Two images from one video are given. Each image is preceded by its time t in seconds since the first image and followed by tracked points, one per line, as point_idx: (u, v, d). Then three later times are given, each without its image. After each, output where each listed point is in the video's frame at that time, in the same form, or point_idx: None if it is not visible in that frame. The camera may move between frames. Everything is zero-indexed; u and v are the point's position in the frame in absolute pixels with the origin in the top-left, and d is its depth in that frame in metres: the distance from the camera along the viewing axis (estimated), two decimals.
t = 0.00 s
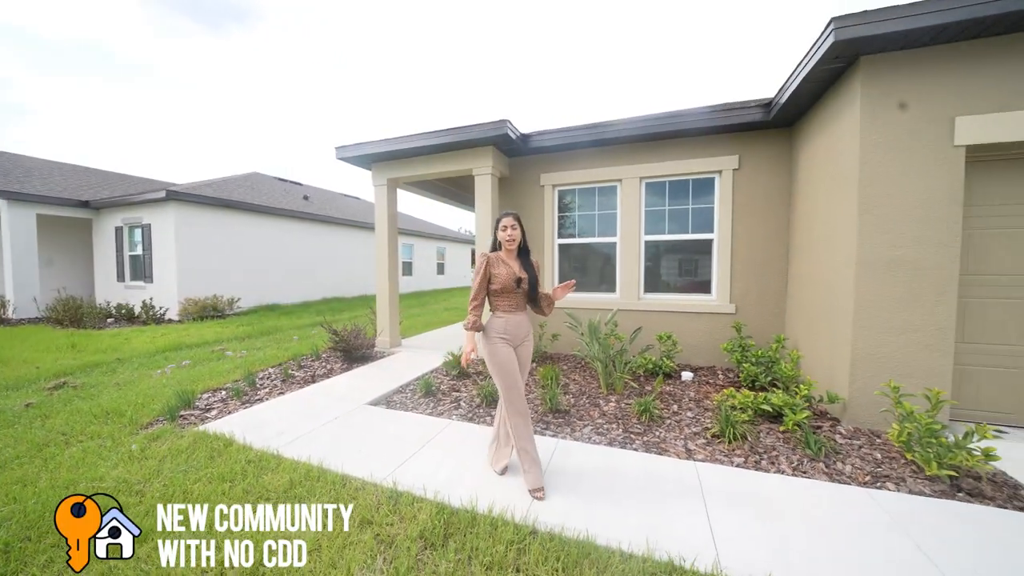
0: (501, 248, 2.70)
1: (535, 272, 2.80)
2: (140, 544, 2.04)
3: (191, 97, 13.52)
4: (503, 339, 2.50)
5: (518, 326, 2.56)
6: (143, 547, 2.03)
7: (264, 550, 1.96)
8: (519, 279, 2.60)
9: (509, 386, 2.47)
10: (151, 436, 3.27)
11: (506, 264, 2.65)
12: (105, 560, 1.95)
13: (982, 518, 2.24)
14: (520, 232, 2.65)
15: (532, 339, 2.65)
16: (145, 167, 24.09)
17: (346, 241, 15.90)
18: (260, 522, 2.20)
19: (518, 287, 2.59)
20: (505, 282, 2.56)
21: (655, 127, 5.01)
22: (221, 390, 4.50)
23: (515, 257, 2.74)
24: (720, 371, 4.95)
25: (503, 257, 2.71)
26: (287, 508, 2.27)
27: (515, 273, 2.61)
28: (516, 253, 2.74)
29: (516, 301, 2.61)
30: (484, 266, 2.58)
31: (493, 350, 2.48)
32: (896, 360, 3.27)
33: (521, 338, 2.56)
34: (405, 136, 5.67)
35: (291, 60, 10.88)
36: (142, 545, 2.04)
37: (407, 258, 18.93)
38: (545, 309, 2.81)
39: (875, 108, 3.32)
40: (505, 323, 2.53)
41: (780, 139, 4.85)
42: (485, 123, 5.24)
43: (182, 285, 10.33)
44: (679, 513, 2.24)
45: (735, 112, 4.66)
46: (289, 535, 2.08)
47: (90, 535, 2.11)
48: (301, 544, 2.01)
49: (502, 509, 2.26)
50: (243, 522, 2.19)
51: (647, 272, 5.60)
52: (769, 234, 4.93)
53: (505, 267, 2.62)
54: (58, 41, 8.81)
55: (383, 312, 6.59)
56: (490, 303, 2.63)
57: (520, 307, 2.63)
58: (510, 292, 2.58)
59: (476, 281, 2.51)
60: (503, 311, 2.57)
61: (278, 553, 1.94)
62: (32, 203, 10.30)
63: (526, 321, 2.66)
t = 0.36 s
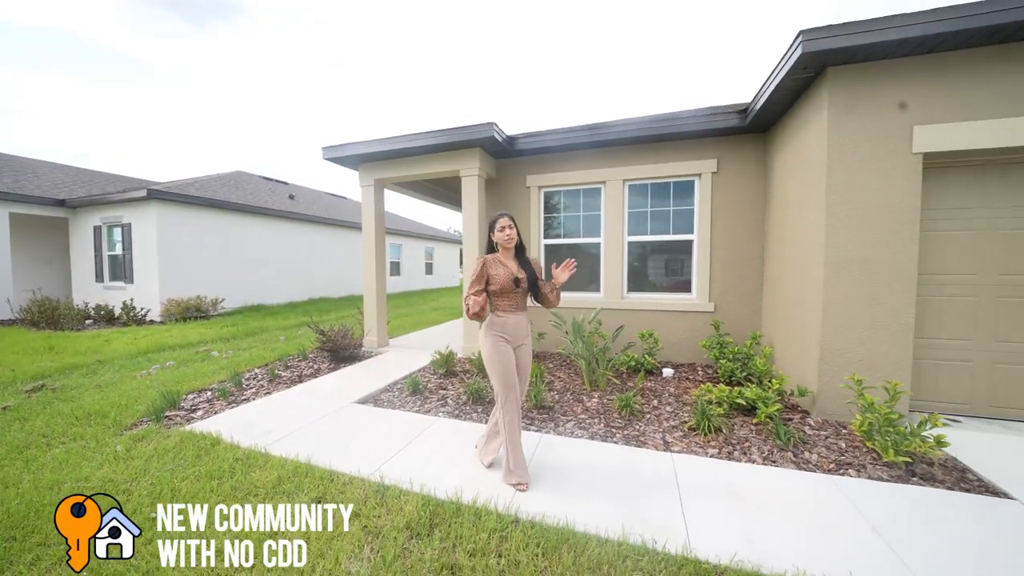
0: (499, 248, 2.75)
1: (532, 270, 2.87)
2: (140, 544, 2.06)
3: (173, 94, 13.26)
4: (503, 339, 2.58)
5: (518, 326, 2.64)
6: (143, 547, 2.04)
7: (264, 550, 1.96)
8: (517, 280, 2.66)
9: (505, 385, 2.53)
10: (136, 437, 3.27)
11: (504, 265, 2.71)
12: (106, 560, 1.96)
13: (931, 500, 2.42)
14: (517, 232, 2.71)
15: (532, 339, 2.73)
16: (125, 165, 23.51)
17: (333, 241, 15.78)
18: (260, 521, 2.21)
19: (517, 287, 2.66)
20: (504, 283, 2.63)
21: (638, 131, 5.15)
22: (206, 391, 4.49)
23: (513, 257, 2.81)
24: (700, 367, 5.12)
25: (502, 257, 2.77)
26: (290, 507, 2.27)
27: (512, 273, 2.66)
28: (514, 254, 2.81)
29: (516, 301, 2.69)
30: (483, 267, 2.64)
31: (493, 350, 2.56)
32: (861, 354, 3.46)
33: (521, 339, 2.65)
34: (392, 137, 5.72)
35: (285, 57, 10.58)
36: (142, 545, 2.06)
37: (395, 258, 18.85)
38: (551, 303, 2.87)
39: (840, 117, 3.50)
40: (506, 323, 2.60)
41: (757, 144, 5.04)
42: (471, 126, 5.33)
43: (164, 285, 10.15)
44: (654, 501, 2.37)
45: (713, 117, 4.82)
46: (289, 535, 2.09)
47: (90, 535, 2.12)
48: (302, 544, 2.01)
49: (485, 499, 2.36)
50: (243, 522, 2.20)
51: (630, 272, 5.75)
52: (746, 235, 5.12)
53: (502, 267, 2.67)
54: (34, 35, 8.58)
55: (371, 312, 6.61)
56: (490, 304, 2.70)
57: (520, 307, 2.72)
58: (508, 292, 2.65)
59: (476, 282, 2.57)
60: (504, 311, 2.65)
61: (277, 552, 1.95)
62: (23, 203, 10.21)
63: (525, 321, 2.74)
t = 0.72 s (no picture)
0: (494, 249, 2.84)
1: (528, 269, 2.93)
2: (140, 544, 2.06)
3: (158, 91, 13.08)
4: (497, 337, 2.68)
5: (512, 325, 2.72)
6: (143, 546, 2.04)
7: (264, 550, 1.97)
8: (509, 279, 2.72)
9: (496, 381, 2.61)
10: (124, 436, 3.30)
11: (498, 265, 2.80)
12: (105, 559, 1.96)
13: (886, 484, 2.60)
14: (512, 233, 2.77)
15: (530, 338, 2.80)
16: (107, 163, 23.03)
17: (322, 241, 15.70)
18: (259, 522, 2.22)
19: (511, 286, 2.73)
20: (496, 283, 2.71)
21: (622, 135, 5.29)
22: (195, 391, 4.50)
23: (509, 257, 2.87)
24: (681, 364, 5.29)
25: (496, 258, 2.85)
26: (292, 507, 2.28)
27: (504, 272, 2.74)
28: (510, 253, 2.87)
29: (510, 300, 2.77)
30: (476, 268, 2.77)
31: (487, 346, 2.66)
32: (829, 350, 3.65)
33: (517, 337, 2.73)
34: (380, 139, 5.78)
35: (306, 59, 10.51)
36: (142, 545, 2.06)
37: (384, 258, 18.81)
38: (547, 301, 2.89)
39: (810, 124, 3.68)
40: (500, 322, 2.70)
41: (735, 149, 5.22)
42: (459, 129, 5.43)
43: (148, 286, 10.02)
44: (631, 489, 2.50)
45: (694, 122, 4.97)
46: (289, 534, 2.10)
47: (90, 535, 2.11)
48: (302, 544, 2.02)
49: (469, 490, 2.47)
50: (243, 522, 2.21)
51: (614, 272, 5.90)
52: (725, 236, 5.30)
53: (495, 267, 2.77)
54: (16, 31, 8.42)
55: (360, 312, 6.65)
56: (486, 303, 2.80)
57: (515, 306, 2.79)
58: (500, 291, 2.73)
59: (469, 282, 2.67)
60: (498, 310, 2.74)
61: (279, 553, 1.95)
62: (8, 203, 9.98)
63: (522, 320, 2.82)
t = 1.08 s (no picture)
0: (495, 249, 2.83)
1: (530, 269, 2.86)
2: (139, 544, 2.05)
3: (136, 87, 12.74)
4: (496, 335, 2.70)
5: (511, 323, 2.70)
6: (144, 545, 2.04)
7: (264, 550, 1.97)
8: (506, 279, 2.69)
9: (490, 378, 2.66)
10: (101, 438, 3.26)
11: (497, 265, 2.77)
12: (105, 560, 1.95)
13: (844, 470, 2.76)
14: (512, 234, 2.73)
15: (531, 334, 2.75)
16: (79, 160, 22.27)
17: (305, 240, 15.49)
18: (259, 521, 2.21)
19: (508, 286, 2.71)
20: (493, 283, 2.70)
21: (603, 138, 5.41)
22: (174, 392, 4.45)
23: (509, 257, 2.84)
24: (660, 361, 5.45)
25: (497, 257, 2.84)
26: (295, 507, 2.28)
27: (501, 272, 2.71)
28: (511, 253, 2.84)
29: (510, 299, 2.74)
30: (475, 269, 2.76)
31: (485, 344, 2.71)
32: (796, 346, 3.83)
33: (517, 335, 2.70)
34: (364, 139, 5.78)
35: (298, 58, 10.50)
36: (141, 545, 2.05)
37: (370, 258, 18.66)
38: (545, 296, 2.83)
39: (778, 131, 3.84)
40: (499, 321, 2.69)
41: (711, 153, 5.40)
42: (443, 130, 5.47)
43: (124, 286, 9.77)
44: (605, 480, 2.61)
45: (672, 126, 5.13)
46: (289, 535, 2.10)
47: (90, 535, 2.11)
48: (303, 544, 2.02)
49: (450, 483, 2.55)
50: (243, 522, 2.21)
51: (596, 271, 6.03)
52: (702, 237, 5.48)
53: (493, 267, 2.74)
54: None
55: (344, 312, 6.63)
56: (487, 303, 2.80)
57: (515, 305, 2.76)
58: (498, 291, 2.71)
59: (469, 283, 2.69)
60: (497, 309, 2.74)
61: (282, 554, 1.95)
62: None
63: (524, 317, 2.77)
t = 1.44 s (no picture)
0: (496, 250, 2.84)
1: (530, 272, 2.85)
2: (140, 543, 2.03)
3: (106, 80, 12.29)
4: (495, 334, 2.69)
5: (511, 323, 2.69)
6: (143, 546, 2.02)
7: (242, 550, 1.96)
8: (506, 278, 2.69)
9: (486, 377, 2.67)
10: (70, 442, 3.16)
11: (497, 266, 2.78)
12: (105, 560, 1.94)
13: (809, 460, 2.91)
14: (512, 235, 2.74)
15: (531, 334, 2.74)
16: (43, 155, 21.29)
17: (286, 240, 15.19)
18: (237, 522, 2.20)
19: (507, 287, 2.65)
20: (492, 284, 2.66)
21: (584, 140, 5.50)
22: (148, 395, 4.33)
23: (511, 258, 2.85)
24: (640, 359, 5.58)
25: (497, 259, 2.85)
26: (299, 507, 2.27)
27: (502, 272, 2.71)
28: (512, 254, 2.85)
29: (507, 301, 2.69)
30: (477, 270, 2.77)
31: (484, 343, 2.72)
32: (767, 343, 3.99)
33: (516, 335, 2.70)
34: (345, 138, 5.73)
35: (286, 57, 10.42)
36: (142, 544, 2.03)
37: (353, 258, 18.44)
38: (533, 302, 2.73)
39: (750, 136, 3.99)
40: (499, 321, 2.68)
41: (689, 156, 5.55)
42: (425, 130, 5.47)
43: (93, 287, 9.41)
44: (583, 474, 2.69)
45: (651, 130, 5.25)
46: (266, 534, 2.09)
47: (90, 535, 2.09)
48: (278, 544, 2.01)
49: (431, 480, 2.58)
50: (240, 521, 2.20)
51: (578, 271, 6.13)
52: (680, 238, 5.63)
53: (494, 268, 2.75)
54: None
55: (326, 312, 6.56)
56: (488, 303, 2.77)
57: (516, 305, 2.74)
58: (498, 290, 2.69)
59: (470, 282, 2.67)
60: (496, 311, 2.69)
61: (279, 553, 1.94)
62: None
63: (525, 318, 2.76)
